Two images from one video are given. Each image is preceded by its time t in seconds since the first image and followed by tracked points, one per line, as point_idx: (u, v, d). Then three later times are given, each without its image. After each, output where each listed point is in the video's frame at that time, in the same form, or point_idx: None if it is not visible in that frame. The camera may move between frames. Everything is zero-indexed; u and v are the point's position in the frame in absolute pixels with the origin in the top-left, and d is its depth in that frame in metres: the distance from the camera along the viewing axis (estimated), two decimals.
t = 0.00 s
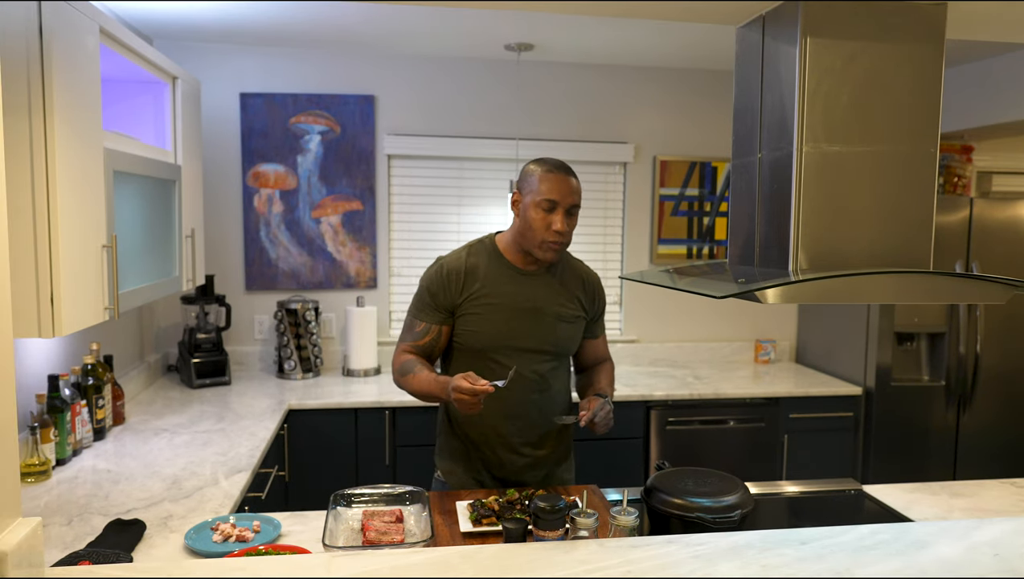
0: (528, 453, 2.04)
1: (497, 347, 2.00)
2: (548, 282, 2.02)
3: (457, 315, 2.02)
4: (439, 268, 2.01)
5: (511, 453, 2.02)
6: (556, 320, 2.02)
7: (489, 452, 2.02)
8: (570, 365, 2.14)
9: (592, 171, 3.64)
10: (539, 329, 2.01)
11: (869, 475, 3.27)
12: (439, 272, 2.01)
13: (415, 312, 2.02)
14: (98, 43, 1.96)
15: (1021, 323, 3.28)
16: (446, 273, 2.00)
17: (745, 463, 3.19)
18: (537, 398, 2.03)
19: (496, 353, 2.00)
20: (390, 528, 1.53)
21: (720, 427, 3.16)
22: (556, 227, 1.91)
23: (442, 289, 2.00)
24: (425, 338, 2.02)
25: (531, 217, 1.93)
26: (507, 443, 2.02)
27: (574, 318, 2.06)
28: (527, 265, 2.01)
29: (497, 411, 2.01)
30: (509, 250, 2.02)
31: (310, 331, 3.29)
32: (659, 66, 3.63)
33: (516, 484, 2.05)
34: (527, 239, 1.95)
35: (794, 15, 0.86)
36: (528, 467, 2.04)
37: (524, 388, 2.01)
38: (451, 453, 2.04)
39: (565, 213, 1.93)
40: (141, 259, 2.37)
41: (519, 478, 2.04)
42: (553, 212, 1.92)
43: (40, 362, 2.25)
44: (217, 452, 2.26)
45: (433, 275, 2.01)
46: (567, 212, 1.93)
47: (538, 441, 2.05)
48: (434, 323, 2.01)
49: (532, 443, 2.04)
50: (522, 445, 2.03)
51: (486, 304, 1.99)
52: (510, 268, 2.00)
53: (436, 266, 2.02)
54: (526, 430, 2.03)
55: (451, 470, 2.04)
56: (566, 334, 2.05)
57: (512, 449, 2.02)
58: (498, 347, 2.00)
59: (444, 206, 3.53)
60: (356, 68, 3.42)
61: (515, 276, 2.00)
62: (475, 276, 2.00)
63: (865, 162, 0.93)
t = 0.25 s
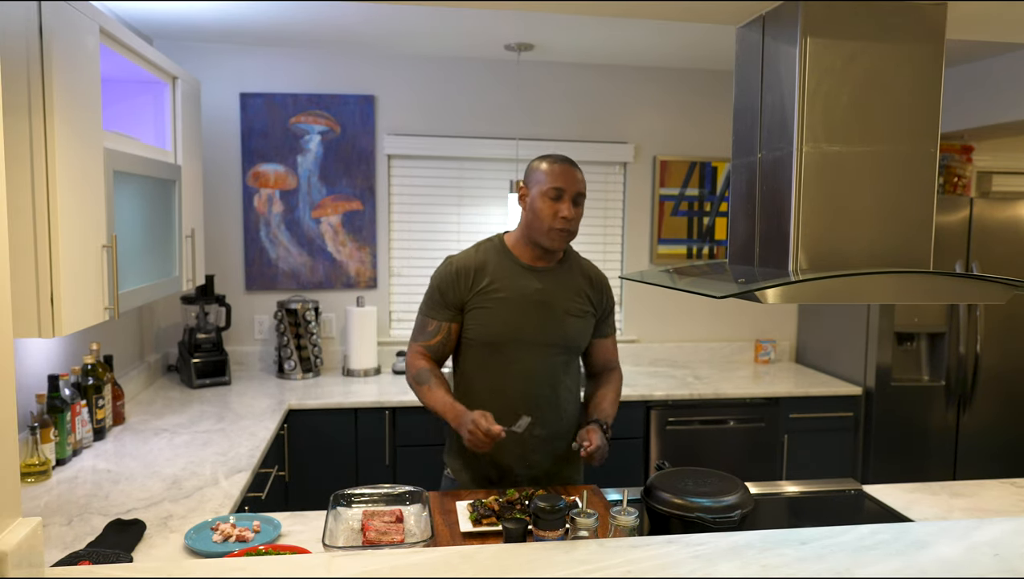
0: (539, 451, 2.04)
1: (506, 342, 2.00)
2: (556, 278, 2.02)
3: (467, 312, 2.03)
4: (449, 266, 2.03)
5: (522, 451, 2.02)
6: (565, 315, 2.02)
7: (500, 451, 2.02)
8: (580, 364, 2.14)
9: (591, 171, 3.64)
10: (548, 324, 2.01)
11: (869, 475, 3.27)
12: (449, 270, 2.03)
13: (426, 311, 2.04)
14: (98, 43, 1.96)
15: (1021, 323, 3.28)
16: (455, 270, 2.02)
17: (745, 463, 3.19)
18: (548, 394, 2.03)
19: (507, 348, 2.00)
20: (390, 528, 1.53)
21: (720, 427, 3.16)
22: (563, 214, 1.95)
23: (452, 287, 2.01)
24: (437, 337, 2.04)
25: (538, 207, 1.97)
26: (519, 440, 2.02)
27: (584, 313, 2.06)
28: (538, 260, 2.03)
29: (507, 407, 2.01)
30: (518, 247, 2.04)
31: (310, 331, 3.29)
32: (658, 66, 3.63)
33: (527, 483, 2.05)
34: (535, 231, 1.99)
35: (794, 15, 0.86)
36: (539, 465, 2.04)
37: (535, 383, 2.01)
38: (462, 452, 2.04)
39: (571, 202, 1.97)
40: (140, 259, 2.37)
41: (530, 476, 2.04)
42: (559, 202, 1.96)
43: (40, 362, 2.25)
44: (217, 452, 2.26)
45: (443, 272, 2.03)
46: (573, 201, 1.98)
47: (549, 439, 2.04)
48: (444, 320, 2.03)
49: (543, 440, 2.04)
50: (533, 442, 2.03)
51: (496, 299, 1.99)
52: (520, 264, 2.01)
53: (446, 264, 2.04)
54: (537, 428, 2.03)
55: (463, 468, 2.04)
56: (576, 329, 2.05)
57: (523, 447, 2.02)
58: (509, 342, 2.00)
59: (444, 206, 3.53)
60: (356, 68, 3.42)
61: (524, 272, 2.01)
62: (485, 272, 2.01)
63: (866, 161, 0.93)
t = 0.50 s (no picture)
0: (546, 451, 2.04)
1: (515, 341, 2.00)
2: (564, 278, 2.02)
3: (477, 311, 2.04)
4: (459, 266, 2.04)
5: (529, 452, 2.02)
6: (572, 315, 2.02)
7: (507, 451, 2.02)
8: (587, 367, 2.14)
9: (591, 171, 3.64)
10: (556, 324, 2.01)
11: (869, 475, 3.28)
12: (459, 270, 2.04)
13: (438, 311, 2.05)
14: (98, 44, 1.96)
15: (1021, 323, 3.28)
16: (466, 270, 2.03)
17: (745, 463, 3.19)
18: (556, 393, 2.02)
19: (516, 347, 2.00)
20: (390, 528, 1.53)
21: (720, 427, 3.16)
22: (573, 212, 1.96)
23: (462, 286, 2.03)
24: (449, 338, 2.05)
25: (548, 205, 1.98)
26: (526, 441, 2.02)
27: (591, 313, 2.06)
28: (548, 260, 2.03)
29: (515, 407, 2.01)
30: (528, 247, 2.05)
31: (310, 331, 3.30)
32: (658, 66, 3.63)
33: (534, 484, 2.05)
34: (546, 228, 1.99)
35: (794, 15, 0.86)
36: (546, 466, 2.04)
37: (542, 383, 2.01)
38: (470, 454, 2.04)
39: (581, 200, 1.99)
40: (141, 259, 2.37)
41: (537, 477, 2.04)
42: (569, 200, 1.98)
43: (40, 362, 2.25)
44: (217, 453, 2.26)
45: (453, 272, 2.04)
46: (583, 199, 1.99)
47: (555, 440, 2.04)
48: (455, 319, 2.04)
49: (550, 440, 2.04)
50: (540, 443, 2.03)
51: (505, 298, 2.00)
52: (530, 263, 2.02)
53: (457, 264, 2.06)
54: (544, 428, 2.03)
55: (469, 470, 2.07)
56: (584, 329, 2.04)
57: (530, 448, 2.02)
58: (517, 341, 2.00)
59: (444, 206, 3.53)
60: (356, 68, 3.42)
61: (532, 271, 2.01)
62: (494, 271, 2.02)
63: (867, 161, 0.93)
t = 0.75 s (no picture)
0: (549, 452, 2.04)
1: (519, 341, 2.00)
2: (567, 279, 2.03)
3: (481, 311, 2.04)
4: (465, 265, 2.04)
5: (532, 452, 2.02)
6: (576, 316, 2.02)
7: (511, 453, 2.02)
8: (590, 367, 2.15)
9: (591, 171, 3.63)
10: (560, 324, 2.01)
11: (869, 475, 3.28)
12: (465, 270, 2.04)
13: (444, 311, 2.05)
14: (98, 43, 1.96)
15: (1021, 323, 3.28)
16: (471, 270, 2.04)
17: (745, 463, 3.19)
18: (559, 393, 2.03)
19: (519, 347, 2.00)
20: (390, 528, 1.53)
21: (720, 427, 3.16)
22: (569, 215, 1.95)
23: (467, 286, 2.03)
24: (457, 338, 2.04)
25: (548, 208, 1.98)
26: (528, 441, 2.02)
27: (595, 314, 2.06)
28: (550, 261, 2.04)
29: (518, 408, 2.01)
30: (531, 247, 2.06)
31: (310, 331, 3.30)
32: (658, 66, 3.63)
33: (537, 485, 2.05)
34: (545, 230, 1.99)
35: (793, 15, 0.86)
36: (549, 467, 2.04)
37: (546, 383, 2.01)
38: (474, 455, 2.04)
39: (579, 203, 1.96)
40: (140, 259, 2.37)
41: (540, 478, 2.04)
42: (567, 202, 1.97)
43: (40, 362, 2.25)
44: (217, 453, 2.26)
45: (459, 271, 2.04)
46: (582, 202, 1.97)
47: (558, 440, 2.05)
48: (461, 319, 2.03)
49: (552, 440, 2.04)
50: (543, 444, 2.03)
51: (510, 298, 2.00)
52: (532, 264, 2.02)
53: (463, 263, 2.06)
54: (548, 428, 2.03)
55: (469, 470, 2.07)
56: (587, 330, 2.04)
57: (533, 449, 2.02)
58: (520, 341, 2.00)
59: (444, 206, 3.53)
60: (356, 68, 3.42)
61: (537, 271, 2.02)
62: (499, 271, 2.03)
63: (866, 161, 0.93)
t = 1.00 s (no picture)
0: (544, 455, 2.05)
1: (516, 342, 2.01)
2: (566, 282, 2.02)
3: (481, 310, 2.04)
4: (467, 264, 2.05)
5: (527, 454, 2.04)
6: (573, 319, 2.02)
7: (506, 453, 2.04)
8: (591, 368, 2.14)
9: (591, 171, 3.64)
10: (556, 326, 2.01)
11: (869, 475, 3.28)
12: (467, 269, 2.05)
13: (447, 309, 2.05)
14: (98, 43, 1.96)
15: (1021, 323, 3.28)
16: (473, 269, 2.04)
17: (745, 463, 3.19)
18: (553, 395, 2.03)
19: (516, 347, 2.01)
20: (390, 528, 1.53)
21: (720, 427, 3.16)
22: (560, 222, 1.92)
23: (468, 285, 2.03)
24: (460, 337, 2.03)
25: (542, 213, 1.96)
26: (521, 439, 2.03)
27: (594, 318, 2.05)
28: (548, 264, 2.03)
29: (515, 409, 2.02)
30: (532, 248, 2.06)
31: (310, 331, 3.30)
32: (658, 66, 3.63)
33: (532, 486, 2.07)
34: (541, 234, 1.98)
35: (793, 15, 0.86)
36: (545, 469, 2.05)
37: (542, 385, 2.02)
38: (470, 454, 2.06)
39: (572, 209, 1.93)
40: (140, 259, 2.36)
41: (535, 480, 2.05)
42: (561, 208, 1.94)
43: (40, 362, 2.25)
44: (217, 452, 2.26)
45: (461, 270, 2.05)
46: (576, 208, 1.93)
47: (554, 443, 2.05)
48: (464, 318, 2.03)
49: (545, 440, 2.05)
50: (538, 447, 2.04)
51: (508, 299, 2.01)
52: (532, 265, 2.02)
53: (465, 262, 2.06)
54: (543, 430, 2.04)
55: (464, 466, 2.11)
56: (585, 334, 2.04)
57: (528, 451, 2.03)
58: (517, 342, 2.01)
59: (444, 207, 3.54)
60: (356, 68, 3.42)
61: (536, 273, 2.01)
62: (500, 272, 2.03)
63: (867, 161, 0.93)
